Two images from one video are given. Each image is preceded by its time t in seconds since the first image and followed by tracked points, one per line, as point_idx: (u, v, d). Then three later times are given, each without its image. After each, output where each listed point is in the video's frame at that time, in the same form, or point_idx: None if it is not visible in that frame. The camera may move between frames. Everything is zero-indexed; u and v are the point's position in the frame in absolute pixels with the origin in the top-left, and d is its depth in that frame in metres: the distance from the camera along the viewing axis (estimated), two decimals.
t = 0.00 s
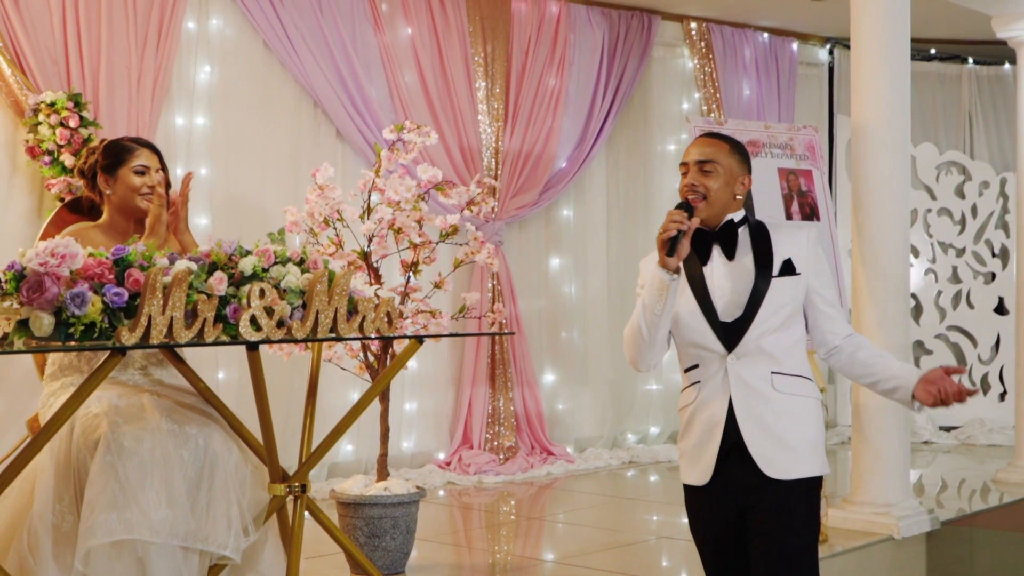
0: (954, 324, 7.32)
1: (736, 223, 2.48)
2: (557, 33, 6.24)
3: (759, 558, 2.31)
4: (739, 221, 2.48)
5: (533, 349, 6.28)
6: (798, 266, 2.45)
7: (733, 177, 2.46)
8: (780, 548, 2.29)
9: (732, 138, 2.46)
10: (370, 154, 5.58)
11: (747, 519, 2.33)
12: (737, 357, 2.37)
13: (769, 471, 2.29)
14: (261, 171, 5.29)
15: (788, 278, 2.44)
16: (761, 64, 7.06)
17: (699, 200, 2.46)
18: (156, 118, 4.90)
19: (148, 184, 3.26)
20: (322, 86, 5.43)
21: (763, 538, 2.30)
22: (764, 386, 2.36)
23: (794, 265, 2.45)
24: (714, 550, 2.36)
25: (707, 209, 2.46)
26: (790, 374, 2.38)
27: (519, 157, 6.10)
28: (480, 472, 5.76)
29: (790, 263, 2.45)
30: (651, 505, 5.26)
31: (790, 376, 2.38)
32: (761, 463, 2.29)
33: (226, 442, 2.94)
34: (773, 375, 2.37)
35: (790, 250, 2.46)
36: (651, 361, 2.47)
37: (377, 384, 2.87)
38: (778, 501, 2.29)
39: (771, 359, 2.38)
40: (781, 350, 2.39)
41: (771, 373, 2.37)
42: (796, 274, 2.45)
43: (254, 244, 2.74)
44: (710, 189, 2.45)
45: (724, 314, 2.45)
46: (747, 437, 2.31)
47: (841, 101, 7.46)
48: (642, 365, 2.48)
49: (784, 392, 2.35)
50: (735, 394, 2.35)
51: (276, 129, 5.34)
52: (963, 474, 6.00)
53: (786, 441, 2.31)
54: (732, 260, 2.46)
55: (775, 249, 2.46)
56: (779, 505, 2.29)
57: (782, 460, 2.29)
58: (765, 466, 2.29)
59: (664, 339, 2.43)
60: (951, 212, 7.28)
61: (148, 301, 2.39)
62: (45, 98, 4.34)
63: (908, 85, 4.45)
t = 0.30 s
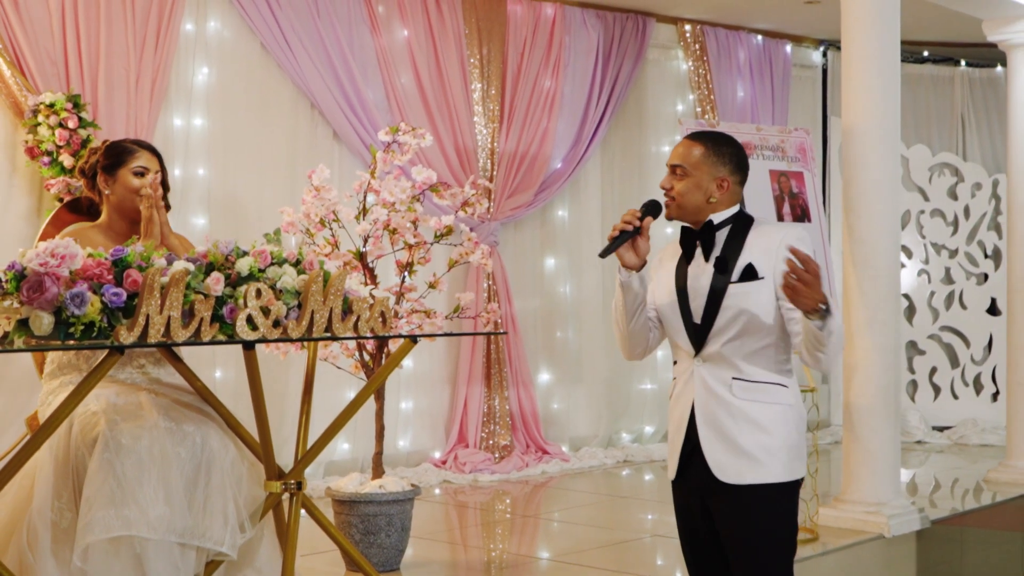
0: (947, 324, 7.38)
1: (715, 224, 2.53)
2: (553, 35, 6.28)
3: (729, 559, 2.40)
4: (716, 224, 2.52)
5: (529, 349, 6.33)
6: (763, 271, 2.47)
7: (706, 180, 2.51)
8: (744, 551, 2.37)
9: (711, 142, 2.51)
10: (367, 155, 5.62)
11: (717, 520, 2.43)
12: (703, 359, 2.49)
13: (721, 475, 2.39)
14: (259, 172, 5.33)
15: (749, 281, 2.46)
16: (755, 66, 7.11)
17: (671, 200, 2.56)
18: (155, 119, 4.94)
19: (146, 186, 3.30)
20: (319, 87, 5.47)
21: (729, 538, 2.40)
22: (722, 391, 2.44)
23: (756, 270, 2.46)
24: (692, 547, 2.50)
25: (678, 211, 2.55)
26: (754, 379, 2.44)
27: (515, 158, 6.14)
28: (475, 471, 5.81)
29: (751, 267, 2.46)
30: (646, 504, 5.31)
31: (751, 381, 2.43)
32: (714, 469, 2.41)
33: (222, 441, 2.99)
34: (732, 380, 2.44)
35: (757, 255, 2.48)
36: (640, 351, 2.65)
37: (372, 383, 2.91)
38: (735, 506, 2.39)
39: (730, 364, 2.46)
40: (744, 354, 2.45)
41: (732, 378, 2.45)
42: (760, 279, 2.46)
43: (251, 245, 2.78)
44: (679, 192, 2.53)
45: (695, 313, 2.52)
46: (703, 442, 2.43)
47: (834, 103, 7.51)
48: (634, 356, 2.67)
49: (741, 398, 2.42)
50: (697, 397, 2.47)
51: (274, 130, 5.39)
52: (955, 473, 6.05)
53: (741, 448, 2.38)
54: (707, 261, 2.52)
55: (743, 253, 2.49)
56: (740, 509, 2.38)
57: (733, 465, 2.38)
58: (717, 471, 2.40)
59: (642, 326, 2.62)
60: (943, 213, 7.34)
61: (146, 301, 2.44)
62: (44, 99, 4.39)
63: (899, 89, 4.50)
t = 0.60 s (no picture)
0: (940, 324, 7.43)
1: (707, 225, 2.60)
2: (549, 37, 6.33)
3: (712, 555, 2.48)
4: (708, 226, 2.60)
5: (525, 348, 6.38)
6: (729, 271, 2.51)
7: (697, 184, 2.56)
8: (723, 547, 2.45)
9: (700, 145, 2.55)
10: (365, 157, 5.67)
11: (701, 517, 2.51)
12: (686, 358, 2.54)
13: (696, 474, 2.48)
14: (258, 174, 5.38)
15: (715, 281, 2.53)
16: (750, 68, 7.16)
17: (668, 203, 2.63)
18: (155, 121, 4.99)
19: (148, 190, 3.36)
20: (317, 89, 5.52)
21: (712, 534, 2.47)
22: (700, 390, 2.48)
23: (722, 271, 2.52)
24: (683, 546, 2.58)
25: (675, 213, 2.62)
26: (731, 380, 2.45)
27: (511, 159, 6.19)
28: (472, 469, 5.86)
29: (718, 268, 2.52)
30: (641, 502, 5.36)
31: (728, 381, 2.45)
32: (691, 468, 2.49)
33: (222, 439, 3.03)
34: (709, 381, 2.47)
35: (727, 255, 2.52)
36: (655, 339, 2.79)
37: (369, 381, 2.96)
38: (713, 504, 2.46)
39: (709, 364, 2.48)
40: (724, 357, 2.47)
41: (710, 377, 2.48)
42: (723, 279, 2.52)
43: (251, 245, 2.83)
44: (673, 196, 2.60)
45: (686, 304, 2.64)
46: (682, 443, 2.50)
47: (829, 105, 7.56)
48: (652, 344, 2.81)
49: (716, 398, 2.46)
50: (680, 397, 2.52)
51: (273, 131, 5.44)
52: (948, 472, 6.10)
53: (714, 447, 2.45)
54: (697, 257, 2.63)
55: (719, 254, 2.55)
56: (718, 508, 2.45)
57: (709, 465, 2.46)
58: (693, 469, 2.48)
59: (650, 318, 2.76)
60: (937, 214, 7.39)
61: (147, 301, 2.49)
62: (45, 102, 4.45)
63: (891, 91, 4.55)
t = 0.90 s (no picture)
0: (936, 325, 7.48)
1: (701, 229, 2.57)
2: (548, 39, 6.37)
3: (704, 556, 2.50)
4: (702, 230, 2.57)
5: (524, 349, 6.43)
6: (721, 282, 2.45)
7: (689, 185, 2.54)
8: (715, 549, 2.47)
9: (691, 146, 2.54)
10: (365, 159, 5.72)
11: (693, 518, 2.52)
12: (682, 363, 2.57)
13: (686, 476, 2.50)
14: (259, 175, 5.43)
15: (708, 293, 2.47)
16: (747, 70, 7.21)
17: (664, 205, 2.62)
18: (156, 123, 5.04)
19: (148, 194, 3.40)
20: (317, 92, 5.56)
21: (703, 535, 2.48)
22: (693, 395, 2.50)
23: (715, 282, 2.46)
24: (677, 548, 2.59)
25: (670, 215, 2.60)
26: (721, 386, 2.47)
27: (510, 161, 6.24)
28: (471, 469, 5.91)
29: (711, 279, 2.47)
30: (638, 502, 5.40)
31: (718, 388, 2.47)
32: (681, 471, 2.51)
33: (224, 439, 3.07)
34: (702, 386, 2.50)
35: (720, 266, 2.47)
36: (661, 343, 2.69)
37: (369, 381, 3.00)
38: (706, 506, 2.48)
39: (702, 371, 2.51)
40: (716, 361, 2.49)
41: (703, 384, 2.50)
42: (717, 291, 2.46)
43: (252, 247, 2.87)
44: (667, 198, 2.58)
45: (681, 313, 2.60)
46: (675, 448, 2.52)
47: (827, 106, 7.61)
48: (658, 348, 2.71)
49: (707, 403, 2.48)
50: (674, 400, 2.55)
51: (273, 133, 5.49)
52: (943, 471, 6.15)
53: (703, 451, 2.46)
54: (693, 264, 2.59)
55: (711, 264, 2.49)
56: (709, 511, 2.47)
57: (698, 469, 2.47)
58: (682, 472, 2.50)
59: (656, 320, 2.65)
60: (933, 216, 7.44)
61: (151, 302, 2.53)
62: (48, 105, 4.50)
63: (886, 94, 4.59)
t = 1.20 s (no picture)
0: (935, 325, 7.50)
1: (710, 234, 2.45)
2: (547, 41, 6.40)
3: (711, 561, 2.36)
4: (711, 234, 2.45)
5: (525, 349, 6.46)
6: (748, 289, 2.34)
7: (698, 188, 2.44)
8: (723, 554, 2.33)
9: (701, 147, 2.43)
10: (366, 160, 5.75)
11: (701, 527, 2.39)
12: (691, 369, 2.42)
13: (696, 486, 2.36)
14: (261, 176, 5.46)
15: (733, 301, 2.35)
16: (746, 71, 7.23)
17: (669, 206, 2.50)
18: (158, 125, 5.06)
19: (151, 200, 3.43)
20: (318, 93, 5.59)
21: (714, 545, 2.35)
22: (703, 402, 2.36)
23: (741, 290, 2.34)
24: (682, 550, 2.47)
25: (676, 219, 2.49)
26: (735, 393, 2.33)
27: (510, 162, 6.27)
28: (471, 468, 5.94)
29: (736, 286, 2.34)
30: (638, 501, 5.43)
31: (731, 396, 2.32)
32: (690, 480, 2.37)
33: (225, 439, 3.10)
34: (713, 393, 2.35)
35: (744, 272, 2.35)
36: (660, 350, 2.66)
37: (369, 382, 3.03)
38: (710, 509, 2.34)
39: (714, 377, 2.36)
40: (729, 368, 2.34)
41: (714, 391, 2.35)
42: (743, 298, 2.34)
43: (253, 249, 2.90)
44: (675, 200, 2.47)
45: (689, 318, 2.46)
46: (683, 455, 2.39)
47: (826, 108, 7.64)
48: (656, 355, 2.67)
49: (720, 411, 2.33)
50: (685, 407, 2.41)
51: (275, 135, 5.51)
52: (942, 471, 6.16)
53: (711, 460, 2.33)
54: (703, 269, 2.45)
55: (731, 269, 2.38)
56: (716, 516, 2.33)
57: (709, 479, 2.34)
58: (693, 481, 2.36)
59: (656, 327, 2.63)
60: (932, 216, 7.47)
61: (154, 304, 2.55)
62: (51, 106, 4.54)
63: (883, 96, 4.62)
